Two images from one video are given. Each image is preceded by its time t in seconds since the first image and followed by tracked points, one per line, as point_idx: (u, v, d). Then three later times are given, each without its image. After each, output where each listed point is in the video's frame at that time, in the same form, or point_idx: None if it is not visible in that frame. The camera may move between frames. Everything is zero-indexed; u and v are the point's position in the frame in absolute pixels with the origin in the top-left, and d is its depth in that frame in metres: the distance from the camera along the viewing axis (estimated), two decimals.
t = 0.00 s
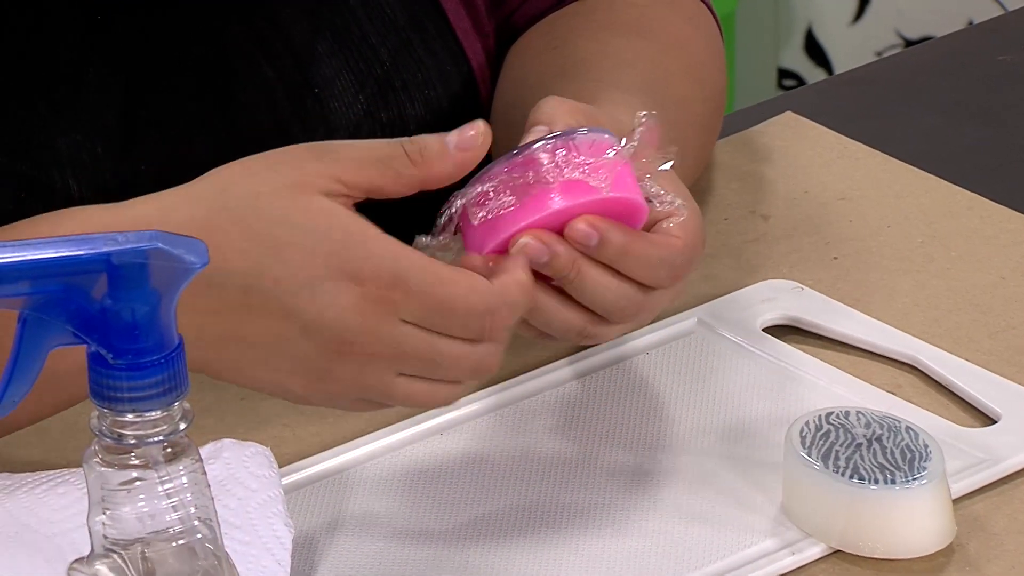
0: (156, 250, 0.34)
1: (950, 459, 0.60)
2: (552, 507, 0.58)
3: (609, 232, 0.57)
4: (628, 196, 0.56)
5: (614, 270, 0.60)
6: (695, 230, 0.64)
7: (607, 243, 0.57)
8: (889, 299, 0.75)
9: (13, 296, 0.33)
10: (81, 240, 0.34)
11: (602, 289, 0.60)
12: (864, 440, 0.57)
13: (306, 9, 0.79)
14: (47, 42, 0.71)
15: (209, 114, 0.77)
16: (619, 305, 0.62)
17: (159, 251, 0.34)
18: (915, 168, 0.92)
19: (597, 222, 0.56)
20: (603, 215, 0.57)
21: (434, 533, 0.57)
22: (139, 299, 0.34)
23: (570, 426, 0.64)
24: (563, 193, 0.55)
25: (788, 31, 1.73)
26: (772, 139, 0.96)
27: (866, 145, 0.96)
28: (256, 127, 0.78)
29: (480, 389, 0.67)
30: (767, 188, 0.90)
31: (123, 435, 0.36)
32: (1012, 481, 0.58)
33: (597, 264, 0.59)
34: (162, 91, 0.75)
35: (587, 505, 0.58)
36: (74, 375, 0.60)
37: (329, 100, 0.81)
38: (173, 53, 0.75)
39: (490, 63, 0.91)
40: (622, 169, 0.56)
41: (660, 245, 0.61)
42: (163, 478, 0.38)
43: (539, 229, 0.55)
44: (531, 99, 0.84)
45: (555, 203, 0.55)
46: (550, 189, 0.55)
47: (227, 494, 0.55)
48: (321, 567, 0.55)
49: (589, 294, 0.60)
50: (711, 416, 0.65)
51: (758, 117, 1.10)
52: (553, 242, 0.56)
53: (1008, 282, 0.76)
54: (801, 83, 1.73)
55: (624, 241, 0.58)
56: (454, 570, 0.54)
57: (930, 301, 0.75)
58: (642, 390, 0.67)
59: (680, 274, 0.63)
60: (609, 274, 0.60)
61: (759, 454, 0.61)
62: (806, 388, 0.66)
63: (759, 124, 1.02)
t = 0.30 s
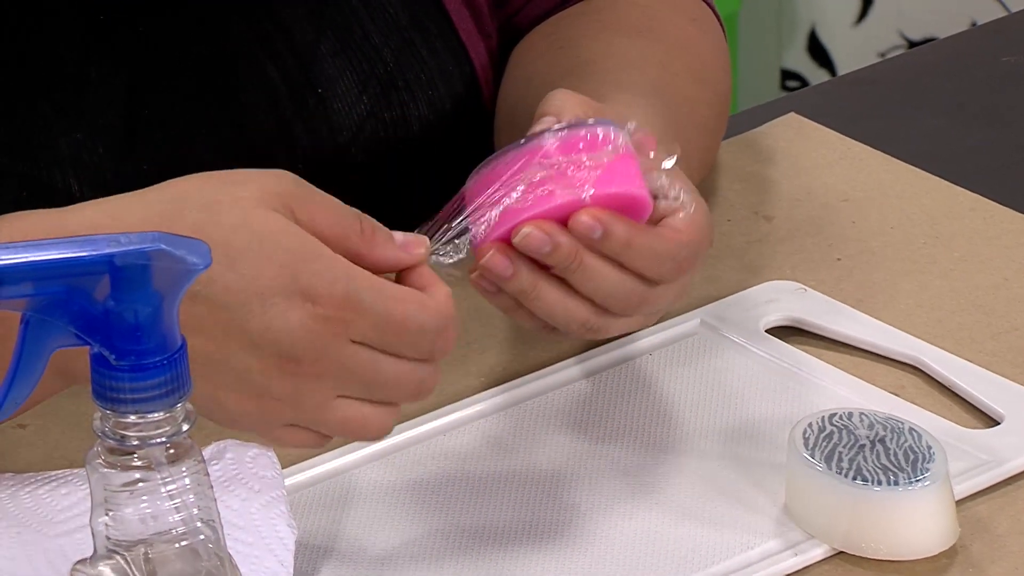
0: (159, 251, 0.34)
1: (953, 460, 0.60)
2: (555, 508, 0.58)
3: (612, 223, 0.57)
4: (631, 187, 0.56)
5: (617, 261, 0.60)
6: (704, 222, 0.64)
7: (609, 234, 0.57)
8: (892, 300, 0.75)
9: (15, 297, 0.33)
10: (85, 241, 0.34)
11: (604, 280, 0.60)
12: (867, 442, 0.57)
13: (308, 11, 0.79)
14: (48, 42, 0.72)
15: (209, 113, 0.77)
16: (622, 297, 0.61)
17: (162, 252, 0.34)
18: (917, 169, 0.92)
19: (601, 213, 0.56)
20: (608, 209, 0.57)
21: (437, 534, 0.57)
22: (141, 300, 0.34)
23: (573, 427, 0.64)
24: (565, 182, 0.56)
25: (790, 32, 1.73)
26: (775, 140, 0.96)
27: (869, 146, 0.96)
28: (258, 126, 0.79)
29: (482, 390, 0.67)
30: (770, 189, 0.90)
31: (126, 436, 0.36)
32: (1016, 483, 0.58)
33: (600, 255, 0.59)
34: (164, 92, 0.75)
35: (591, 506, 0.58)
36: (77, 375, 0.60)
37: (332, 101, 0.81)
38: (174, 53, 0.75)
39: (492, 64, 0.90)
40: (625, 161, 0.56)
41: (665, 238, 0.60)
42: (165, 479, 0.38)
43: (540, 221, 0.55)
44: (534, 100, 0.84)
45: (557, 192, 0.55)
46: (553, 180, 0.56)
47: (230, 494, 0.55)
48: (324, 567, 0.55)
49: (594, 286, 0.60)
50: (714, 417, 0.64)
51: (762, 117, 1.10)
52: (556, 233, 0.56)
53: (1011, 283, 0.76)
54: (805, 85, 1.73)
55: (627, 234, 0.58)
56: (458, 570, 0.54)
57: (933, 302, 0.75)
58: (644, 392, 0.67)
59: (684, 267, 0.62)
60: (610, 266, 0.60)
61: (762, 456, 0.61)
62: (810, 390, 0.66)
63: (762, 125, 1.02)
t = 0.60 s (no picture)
0: (163, 253, 0.34)
1: (958, 462, 0.60)
2: (559, 508, 0.58)
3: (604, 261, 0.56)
4: (623, 223, 0.55)
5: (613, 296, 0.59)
6: (694, 238, 0.64)
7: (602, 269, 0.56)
8: (897, 301, 0.75)
9: (18, 299, 0.33)
10: (88, 242, 0.34)
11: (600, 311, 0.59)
12: (872, 443, 0.57)
13: (309, 13, 0.79)
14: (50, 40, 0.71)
15: (210, 114, 0.77)
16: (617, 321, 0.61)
17: (166, 254, 0.34)
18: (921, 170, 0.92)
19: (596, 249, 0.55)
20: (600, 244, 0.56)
21: (442, 535, 0.57)
22: (144, 302, 0.34)
23: (578, 428, 0.64)
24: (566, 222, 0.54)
25: (795, 34, 1.73)
26: (779, 142, 0.96)
27: (872, 147, 0.96)
28: (259, 127, 0.79)
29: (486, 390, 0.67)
30: (774, 191, 0.90)
31: (130, 438, 0.36)
32: (1021, 484, 0.58)
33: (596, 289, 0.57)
34: (167, 92, 0.75)
35: (595, 507, 0.58)
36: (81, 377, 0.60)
37: (331, 104, 0.81)
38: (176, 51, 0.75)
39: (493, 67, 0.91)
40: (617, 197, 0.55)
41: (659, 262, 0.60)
42: (169, 480, 0.38)
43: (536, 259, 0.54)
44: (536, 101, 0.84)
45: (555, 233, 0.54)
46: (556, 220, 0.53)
47: (235, 496, 0.55)
48: (328, 567, 0.55)
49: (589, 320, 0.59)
50: (718, 418, 0.64)
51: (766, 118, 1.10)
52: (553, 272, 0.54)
53: (1015, 284, 0.76)
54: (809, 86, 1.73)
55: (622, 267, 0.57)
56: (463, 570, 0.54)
57: (937, 304, 0.75)
58: (648, 393, 0.67)
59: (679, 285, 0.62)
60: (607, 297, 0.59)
61: (766, 457, 0.61)
62: (814, 391, 0.66)
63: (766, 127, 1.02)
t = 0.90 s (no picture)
0: (166, 253, 0.34)
1: (960, 462, 0.60)
2: (562, 508, 0.58)
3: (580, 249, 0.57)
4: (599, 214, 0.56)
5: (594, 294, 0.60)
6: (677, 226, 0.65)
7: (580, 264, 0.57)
8: (899, 302, 0.75)
9: (22, 299, 0.33)
10: (93, 241, 0.34)
11: (582, 310, 0.60)
12: (875, 443, 0.57)
13: (313, 13, 0.78)
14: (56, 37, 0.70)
15: (215, 114, 0.75)
16: (602, 321, 0.61)
17: (170, 254, 0.34)
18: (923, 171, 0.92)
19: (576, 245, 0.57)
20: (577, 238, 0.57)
21: (445, 534, 0.57)
22: (148, 302, 0.34)
23: (580, 427, 0.64)
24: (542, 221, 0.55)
25: (797, 35, 1.73)
26: (781, 143, 0.96)
27: (874, 148, 0.96)
28: (265, 128, 0.78)
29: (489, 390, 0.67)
30: (776, 192, 0.90)
31: (133, 438, 0.36)
32: None
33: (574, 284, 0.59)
34: (177, 91, 0.74)
35: (598, 506, 0.58)
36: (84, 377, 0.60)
37: (337, 105, 0.80)
38: (176, 50, 0.73)
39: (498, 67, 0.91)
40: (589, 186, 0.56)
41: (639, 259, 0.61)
42: (173, 480, 0.38)
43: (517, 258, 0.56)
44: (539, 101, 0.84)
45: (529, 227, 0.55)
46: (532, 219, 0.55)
47: (238, 496, 0.55)
48: (332, 566, 0.55)
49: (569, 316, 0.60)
50: (720, 418, 0.64)
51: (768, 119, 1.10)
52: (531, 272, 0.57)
53: (1018, 285, 0.76)
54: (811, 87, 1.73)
55: (598, 261, 0.58)
56: (466, 570, 0.54)
57: (940, 305, 0.74)
58: (650, 393, 0.67)
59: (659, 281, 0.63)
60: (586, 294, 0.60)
61: (768, 457, 0.61)
62: (817, 392, 0.66)
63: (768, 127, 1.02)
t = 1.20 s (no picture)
0: (168, 251, 0.35)
1: (962, 462, 0.60)
2: (564, 507, 0.58)
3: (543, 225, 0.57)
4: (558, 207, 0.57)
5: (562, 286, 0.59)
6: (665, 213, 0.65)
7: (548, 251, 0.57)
8: (901, 302, 0.75)
9: (25, 298, 0.33)
10: (94, 241, 0.34)
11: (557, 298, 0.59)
12: (876, 443, 0.57)
13: (313, 14, 0.77)
14: (62, 36, 0.70)
15: (216, 114, 0.75)
16: (576, 307, 0.61)
17: (172, 252, 0.34)
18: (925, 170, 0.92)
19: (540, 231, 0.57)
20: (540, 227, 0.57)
21: (446, 533, 0.57)
22: (151, 301, 0.34)
23: (582, 427, 0.64)
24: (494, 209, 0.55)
25: (799, 35, 1.73)
26: (783, 142, 0.96)
27: (876, 148, 0.96)
28: (264, 128, 0.77)
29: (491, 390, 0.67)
30: (778, 191, 0.90)
31: (135, 437, 0.36)
32: None
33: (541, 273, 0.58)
34: (176, 92, 0.73)
35: (599, 506, 0.58)
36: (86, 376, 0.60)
37: (334, 106, 0.78)
38: (176, 50, 0.73)
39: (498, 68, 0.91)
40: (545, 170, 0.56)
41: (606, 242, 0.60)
42: (175, 479, 0.38)
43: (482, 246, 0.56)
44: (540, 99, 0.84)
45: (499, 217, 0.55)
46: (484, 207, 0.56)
47: (239, 496, 0.55)
48: (334, 566, 0.55)
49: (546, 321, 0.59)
50: (721, 417, 0.64)
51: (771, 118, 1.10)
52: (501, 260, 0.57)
53: (1020, 285, 0.76)
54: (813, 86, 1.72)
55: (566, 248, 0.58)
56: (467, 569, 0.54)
57: (941, 304, 0.74)
58: (651, 392, 0.67)
59: (627, 264, 0.62)
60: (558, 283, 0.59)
61: (770, 457, 0.61)
62: (819, 392, 0.66)
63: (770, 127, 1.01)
